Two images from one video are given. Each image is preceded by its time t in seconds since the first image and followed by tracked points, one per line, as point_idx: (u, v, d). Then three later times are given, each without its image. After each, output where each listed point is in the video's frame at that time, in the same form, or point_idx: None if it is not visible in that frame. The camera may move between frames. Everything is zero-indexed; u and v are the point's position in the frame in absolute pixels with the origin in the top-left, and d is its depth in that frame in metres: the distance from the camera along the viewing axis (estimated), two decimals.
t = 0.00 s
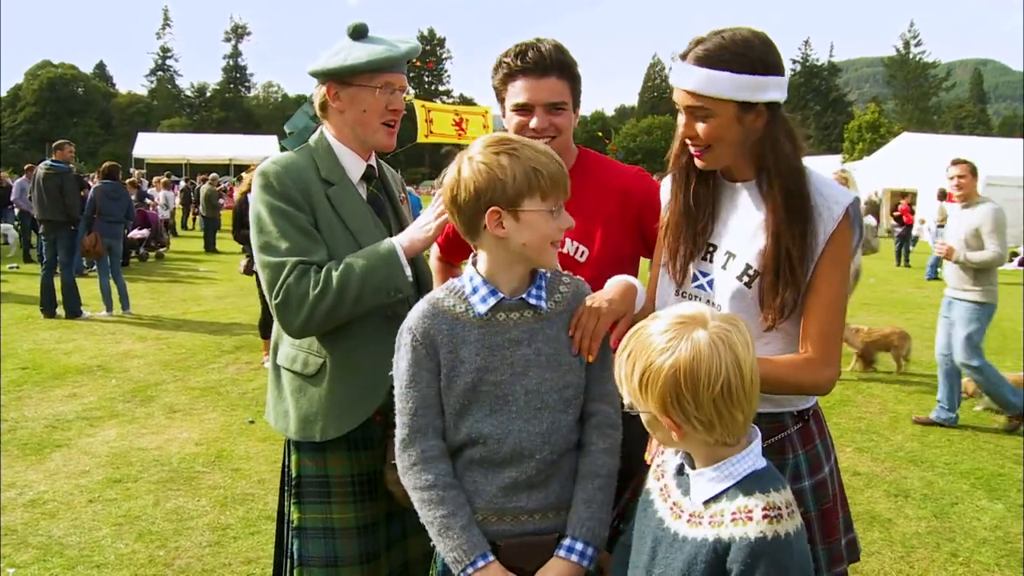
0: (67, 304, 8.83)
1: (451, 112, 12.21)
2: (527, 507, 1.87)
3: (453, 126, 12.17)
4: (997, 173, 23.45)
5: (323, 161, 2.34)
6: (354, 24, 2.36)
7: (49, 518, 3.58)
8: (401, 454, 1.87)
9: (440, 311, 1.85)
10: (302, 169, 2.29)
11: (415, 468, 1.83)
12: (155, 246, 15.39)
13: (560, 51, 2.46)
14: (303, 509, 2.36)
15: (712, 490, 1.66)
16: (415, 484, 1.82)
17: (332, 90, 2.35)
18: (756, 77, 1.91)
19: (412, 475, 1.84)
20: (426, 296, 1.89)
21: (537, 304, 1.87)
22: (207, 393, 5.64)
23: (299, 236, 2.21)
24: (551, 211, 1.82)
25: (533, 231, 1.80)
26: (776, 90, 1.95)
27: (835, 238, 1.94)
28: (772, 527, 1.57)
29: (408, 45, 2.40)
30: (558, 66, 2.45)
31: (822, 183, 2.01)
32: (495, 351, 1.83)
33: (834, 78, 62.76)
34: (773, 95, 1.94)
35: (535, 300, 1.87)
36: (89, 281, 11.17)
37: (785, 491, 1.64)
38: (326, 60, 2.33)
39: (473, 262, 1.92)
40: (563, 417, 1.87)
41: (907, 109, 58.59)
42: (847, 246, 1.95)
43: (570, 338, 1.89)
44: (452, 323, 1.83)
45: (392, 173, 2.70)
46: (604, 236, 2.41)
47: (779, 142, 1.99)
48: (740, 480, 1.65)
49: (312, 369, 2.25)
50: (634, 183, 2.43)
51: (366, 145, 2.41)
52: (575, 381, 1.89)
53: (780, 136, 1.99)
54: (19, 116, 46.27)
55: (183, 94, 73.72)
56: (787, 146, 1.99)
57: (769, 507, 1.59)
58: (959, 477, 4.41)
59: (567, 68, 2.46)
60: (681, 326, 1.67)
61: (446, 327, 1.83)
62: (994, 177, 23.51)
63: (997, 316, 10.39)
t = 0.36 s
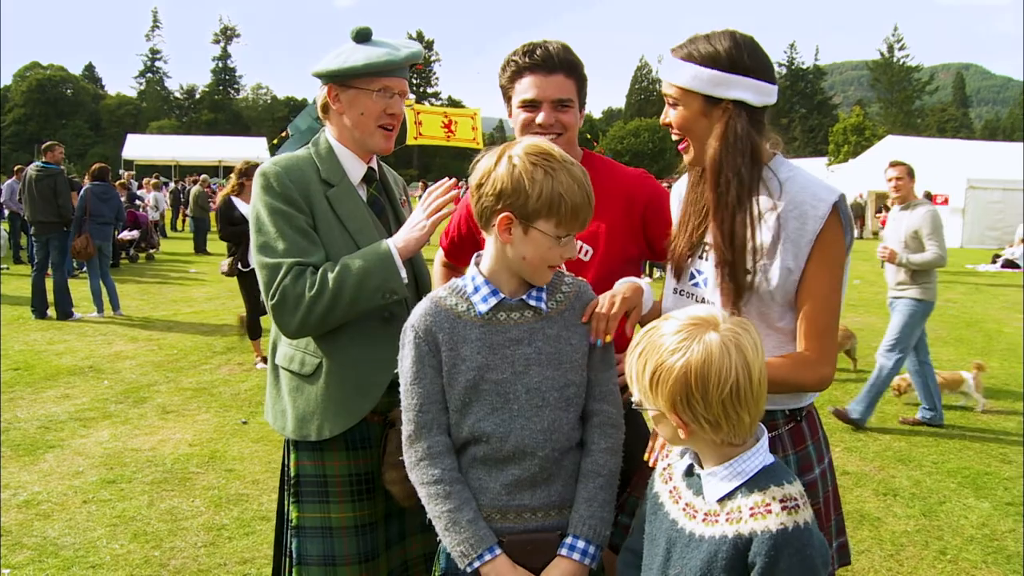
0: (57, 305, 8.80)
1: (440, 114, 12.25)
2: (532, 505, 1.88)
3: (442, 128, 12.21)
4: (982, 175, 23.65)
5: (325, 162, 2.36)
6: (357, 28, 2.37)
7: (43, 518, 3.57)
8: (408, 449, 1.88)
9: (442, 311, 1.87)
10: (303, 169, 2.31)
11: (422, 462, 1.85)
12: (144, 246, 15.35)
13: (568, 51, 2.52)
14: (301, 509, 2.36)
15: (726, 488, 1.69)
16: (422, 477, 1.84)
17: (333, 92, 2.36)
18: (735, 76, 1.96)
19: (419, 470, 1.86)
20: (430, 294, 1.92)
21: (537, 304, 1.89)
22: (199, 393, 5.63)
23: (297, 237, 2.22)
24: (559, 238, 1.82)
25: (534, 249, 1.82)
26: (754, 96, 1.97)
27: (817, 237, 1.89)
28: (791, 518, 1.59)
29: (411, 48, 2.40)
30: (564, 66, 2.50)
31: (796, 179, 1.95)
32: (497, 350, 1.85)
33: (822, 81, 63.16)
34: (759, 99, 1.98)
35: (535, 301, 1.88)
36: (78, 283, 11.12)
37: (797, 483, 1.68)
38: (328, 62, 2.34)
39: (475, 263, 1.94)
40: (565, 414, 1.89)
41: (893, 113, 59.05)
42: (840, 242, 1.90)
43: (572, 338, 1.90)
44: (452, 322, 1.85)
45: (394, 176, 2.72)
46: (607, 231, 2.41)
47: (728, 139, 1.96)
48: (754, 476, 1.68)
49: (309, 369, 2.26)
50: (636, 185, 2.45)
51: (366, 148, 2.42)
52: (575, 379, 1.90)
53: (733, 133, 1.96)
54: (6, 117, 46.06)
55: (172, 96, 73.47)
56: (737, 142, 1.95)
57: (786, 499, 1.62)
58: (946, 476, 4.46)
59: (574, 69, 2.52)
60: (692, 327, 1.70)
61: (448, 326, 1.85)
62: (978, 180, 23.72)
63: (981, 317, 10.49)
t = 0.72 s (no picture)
0: (47, 312, 8.73)
1: (430, 118, 12.25)
2: (537, 509, 1.88)
3: (432, 132, 12.20)
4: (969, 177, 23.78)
5: (326, 169, 2.35)
6: (359, 33, 2.35)
7: (37, 527, 3.54)
8: (415, 452, 1.88)
9: (451, 314, 1.87)
10: (306, 175, 2.30)
11: (429, 466, 1.85)
12: (133, 252, 15.27)
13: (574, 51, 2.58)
14: (305, 514, 2.36)
15: (746, 490, 1.70)
16: (428, 479, 1.84)
17: (339, 100, 2.35)
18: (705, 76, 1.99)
19: (426, 474, 1.86)
20: (438, 298, 1.92)
21: (545, 309, 1.89)
22: (192, 399, 5.59)
23: (304, 242, 2.22)
24: (562, 249, 1.82)
25: (538, 258, 1.82)
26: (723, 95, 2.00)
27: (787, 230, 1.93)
28: (810, 523, 1.59)
29: (414, 56, 2.42)
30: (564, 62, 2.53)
31: (767, 174, 2.00)
32: (504, 354, 1.85)
33: (810, 85, 63.53)
34: (729, 100, 2.01)
35: (543, 306, 1.89)
36: (68, 289, 11.05)
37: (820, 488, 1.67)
38: (331, 68, 2.32)
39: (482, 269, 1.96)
40: (571, 420, 1.89)
41: (880, 115, 59.45)
42: (819, 237, 1.93)
43: (579, 344, 1.91)
44: (461, 326, 1.86)
45: (392, 180, 2.72)
46: (615, 221, 2.41)
47: (699, 135, 1.99)
48: (775, 480, 1.68)
49: (313, 374, 2.24)
50: (643, 187, 2.46)
51: (371, 154, 2.43)
52: (581, 385, 1.90)
53: (703, 129, 2.00)
54: None
55: (160, 101, 73.17)
56: (709, 137, 1.98)
57: (806, 503, 1.62)
58: (939, 476, 4.48)
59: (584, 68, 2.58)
60: (724, 328, 1.71)
61: (456, 330, 1.86)
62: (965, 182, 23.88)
63: (970, 318, 10.55)
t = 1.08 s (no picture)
0: (27, 320, 8.62)
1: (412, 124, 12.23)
2: (530, 518, 1.88)
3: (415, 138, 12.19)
4: (947, 181, 24.04)
5: (322, 177, 2.34)
6: (352, 40, 2.34)
7: (22, 536, 3.49)
8: (409, 457, 1.89)
9: (447, 320, 1.87)
10: (307, 183, 2.29)
11: (424, 470, 1.85)
12: (114, 259, 15.13)
13: (546, 59, 2.61)
14: (310, 522, 2.34)
15: (767, 501, 1.72)
16: (422, 487, 1.85)
17: (335, 107, 2.34)
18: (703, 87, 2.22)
19: (420, 478, 1.86)
20: (436, 303, 1.93)
21: (542, 318, 1.89)
22: (177, 407, 5.54)
23: (313, 248, 2.21)
24: (554, 254, 1.81)
25: (531, 261, 1.83)
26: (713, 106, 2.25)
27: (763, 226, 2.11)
28: (829, 532, 1.62)
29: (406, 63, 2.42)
30: (530, 78, 2.58)
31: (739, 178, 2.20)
32: (499, 363, 1.85)
33: (790, 90, 64.05)
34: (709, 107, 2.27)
35: (539, 315, 1.89)
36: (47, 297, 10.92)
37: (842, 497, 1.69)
38: (327, 77, 2.31)
39: (482, 274, 1.96)
40: (564, 429, 1.89)
41: (859, 120, 60.07)
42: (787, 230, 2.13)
43: (575, 353, 1.91)
44: (457, 333, 1.86)
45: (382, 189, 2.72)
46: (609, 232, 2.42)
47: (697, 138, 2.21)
48: (795, 489, 1.70)
49: (322, 381, 2.22)
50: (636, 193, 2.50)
51: (363, 161, 2.44)
52: (575, 396, 1.90)
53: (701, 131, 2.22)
54: None
55: (140, 106, 72.59)
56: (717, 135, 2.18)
57: (825, 513, 1.64)
58: (924, 477, 4.53)
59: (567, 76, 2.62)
60: (709, 340, 1.77)
61: (452, 336, 1.86)
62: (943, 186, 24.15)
63: (949, 321, 10.67)
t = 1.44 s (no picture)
0: (20, 324, 8.58)
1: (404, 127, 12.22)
2: (528, 521, 1.88)
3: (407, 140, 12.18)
4: (938, 182, 24.16)
5: (321, 181, 2.35)
6: (346, 42, 2.33)
7: (19, 541, 3.47)
8: (410, 457, 1.90)
9: (448, 321, 1.89)
10: (308, 187, 2.30)
11: (424, 469, 1.86)
12: (106, 263, 15.07)
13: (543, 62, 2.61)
14: (315, 525, 2.33)
15: (765, 505, 1.73)
16: (421, 487, 1.86)
17: (330, 109, 2.35)
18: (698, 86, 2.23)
19: (419, 478, 1.87)
20: (437, 304, 1.94)
21: (542, 320, 1.88)
22: (172, 410, 5.52)
23: (319, 251, 2.21)
24: (552, 237, 1.83)
25: (530, 248, 1.84)
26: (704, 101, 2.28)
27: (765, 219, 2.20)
28: (831, 529, 1.65)
29: (400, 64, 2.42)
30: (531, 83, 2.57)
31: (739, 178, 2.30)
32: (499, 364, 1.86)
33: (780, 91, 64.30)
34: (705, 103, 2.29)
35: (541, 317, 1.88)
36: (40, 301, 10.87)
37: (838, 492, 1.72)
38: (321, 79, 2.31)
39: (483, 277, 1.97)
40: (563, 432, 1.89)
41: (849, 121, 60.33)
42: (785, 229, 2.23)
43: (577, 357, 1.90)
44: (457, 333, 1.87)
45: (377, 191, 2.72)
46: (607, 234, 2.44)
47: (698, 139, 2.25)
48: (793, 488, 1.72)
49: (328, 385, 2.22)
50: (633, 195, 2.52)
51: (359, 162, 2.44)
52: (576, 400, 1.90)
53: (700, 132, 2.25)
54: None
55: (130, 110, 72.33)
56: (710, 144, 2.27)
57: (825, 510, 1.67)
58: (918, 476, 4.55)
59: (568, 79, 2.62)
60: (679, 364, 1.75)
61: (453, 336, 1.87)
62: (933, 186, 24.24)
63: (941, 322, 10.73)
